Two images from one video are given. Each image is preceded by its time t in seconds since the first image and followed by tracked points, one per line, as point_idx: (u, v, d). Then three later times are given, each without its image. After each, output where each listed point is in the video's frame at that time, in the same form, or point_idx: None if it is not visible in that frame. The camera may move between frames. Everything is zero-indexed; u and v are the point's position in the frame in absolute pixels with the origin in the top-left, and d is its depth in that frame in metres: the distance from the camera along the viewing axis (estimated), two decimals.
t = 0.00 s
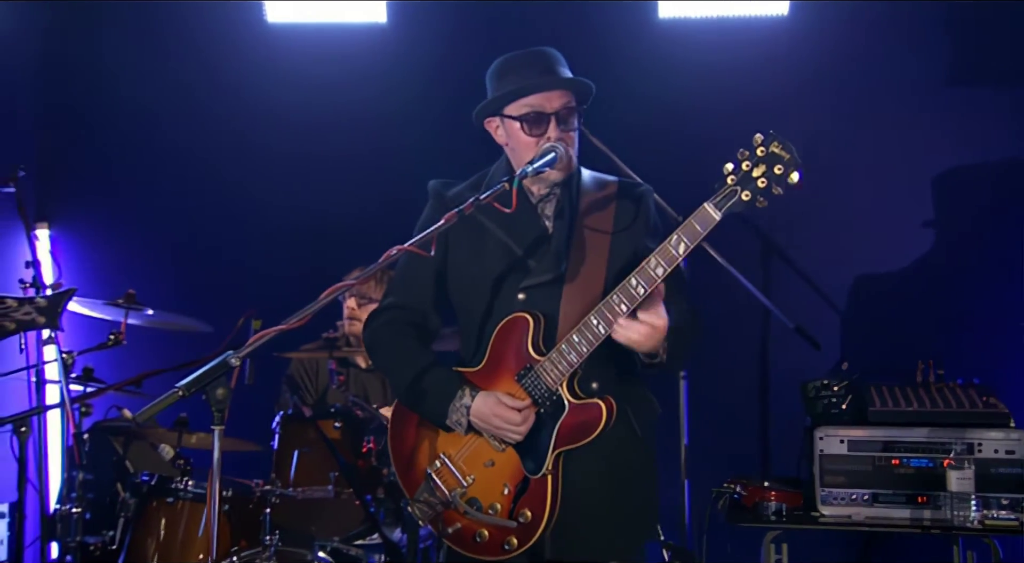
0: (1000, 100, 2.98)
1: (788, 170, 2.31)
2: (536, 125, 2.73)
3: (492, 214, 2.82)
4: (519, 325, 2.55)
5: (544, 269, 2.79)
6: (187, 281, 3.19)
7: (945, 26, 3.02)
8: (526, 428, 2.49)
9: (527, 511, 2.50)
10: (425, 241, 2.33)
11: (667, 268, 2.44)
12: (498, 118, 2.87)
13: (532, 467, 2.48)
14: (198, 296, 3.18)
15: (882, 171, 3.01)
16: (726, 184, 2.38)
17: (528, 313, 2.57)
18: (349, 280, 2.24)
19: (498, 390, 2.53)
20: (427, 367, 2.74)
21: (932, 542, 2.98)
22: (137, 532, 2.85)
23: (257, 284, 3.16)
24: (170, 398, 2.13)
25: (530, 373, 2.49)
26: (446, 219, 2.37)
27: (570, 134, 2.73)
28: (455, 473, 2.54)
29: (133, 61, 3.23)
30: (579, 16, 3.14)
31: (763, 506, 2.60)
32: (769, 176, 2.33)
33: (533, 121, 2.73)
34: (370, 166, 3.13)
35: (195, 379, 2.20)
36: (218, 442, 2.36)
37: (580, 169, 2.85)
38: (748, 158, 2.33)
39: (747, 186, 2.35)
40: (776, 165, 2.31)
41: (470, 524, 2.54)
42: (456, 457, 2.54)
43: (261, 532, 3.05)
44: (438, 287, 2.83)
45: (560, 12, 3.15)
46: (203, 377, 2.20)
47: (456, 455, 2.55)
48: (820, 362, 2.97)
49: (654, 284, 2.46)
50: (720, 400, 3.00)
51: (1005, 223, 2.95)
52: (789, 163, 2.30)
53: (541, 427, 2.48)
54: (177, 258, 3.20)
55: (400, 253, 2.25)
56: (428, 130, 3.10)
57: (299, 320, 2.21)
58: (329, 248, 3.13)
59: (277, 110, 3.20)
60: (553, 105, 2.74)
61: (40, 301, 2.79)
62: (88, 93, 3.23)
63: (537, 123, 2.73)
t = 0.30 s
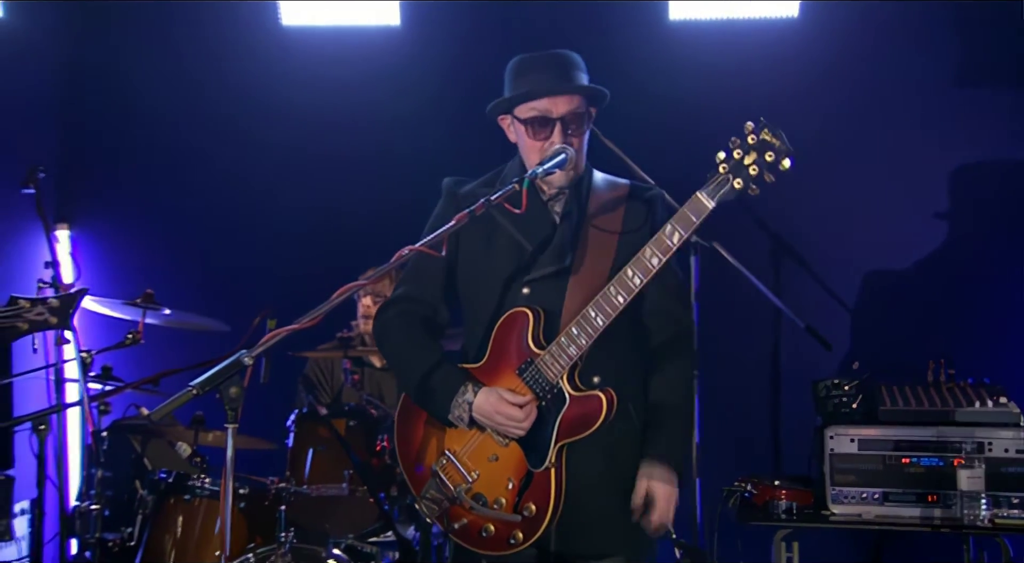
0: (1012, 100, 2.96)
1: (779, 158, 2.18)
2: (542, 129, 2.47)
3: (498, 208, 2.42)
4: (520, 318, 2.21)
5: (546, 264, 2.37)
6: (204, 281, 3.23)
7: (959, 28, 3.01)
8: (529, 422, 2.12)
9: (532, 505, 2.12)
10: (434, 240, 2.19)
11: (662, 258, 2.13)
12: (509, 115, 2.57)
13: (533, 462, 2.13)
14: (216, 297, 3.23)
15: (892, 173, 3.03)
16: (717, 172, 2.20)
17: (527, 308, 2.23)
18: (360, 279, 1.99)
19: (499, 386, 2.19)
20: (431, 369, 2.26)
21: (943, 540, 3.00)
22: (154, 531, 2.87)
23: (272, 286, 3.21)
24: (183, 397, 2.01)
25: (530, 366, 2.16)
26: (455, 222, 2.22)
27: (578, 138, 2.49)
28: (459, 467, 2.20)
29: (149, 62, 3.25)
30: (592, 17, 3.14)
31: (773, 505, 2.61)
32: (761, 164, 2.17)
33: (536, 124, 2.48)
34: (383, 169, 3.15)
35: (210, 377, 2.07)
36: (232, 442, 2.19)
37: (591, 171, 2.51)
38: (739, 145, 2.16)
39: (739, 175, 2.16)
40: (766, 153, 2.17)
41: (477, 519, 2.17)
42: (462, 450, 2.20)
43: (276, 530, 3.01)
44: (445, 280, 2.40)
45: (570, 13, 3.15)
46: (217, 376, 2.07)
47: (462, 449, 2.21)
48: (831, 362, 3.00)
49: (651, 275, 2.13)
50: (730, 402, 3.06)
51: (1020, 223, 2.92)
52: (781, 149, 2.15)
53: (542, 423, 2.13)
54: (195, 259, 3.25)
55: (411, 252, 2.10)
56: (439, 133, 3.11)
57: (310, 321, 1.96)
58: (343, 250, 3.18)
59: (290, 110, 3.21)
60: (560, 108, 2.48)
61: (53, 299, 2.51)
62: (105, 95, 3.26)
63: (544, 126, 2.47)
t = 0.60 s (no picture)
0: None
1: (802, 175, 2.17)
2: (558, 128, 2.51)
3: (514, 211, 2.46)
4: (534, 321, 2.25)
5: (563, 265, 2.42)
6: (224, 281, 3.27)
7: (975, 30, 3.03)
8: (539, 424, 2.17)
9: (538, 506, 2.19)
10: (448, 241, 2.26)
11: (680, 268, 2.16)
12: (528, 115, 2.60)
13: (541, 464, 2.18)
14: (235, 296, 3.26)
15: (907, 174, 3.04)
16: (739, 186, 2.19)
17: (541, 311, 2.27)
18: (376, 280, 2.10)
19: (511, 387, 2.24)
20: (444, 368, 2.33)
21: (958, 540, 3.01)
22: (175, 526, 2.92)
23: (290, 286, 3.24)
24: (202, 395, 2.11)
25: (543, 369, 2.20)
26: (469, 221, 2.20)
27: (594, 138, 2.50)
28: (467, 466, 2.25)
29: (169, 63, 3.28)
30: (609, 18, 3.16)
31: (788, 503, 2.63)
32: (784, 180, 2.15)
33: (553, 123, 2.51)
34: (400, 171, 3.18)
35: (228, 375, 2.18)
36: (248, 440, 2.29)
37: (609, 176, 2.53)
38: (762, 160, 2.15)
39: (761, 189, 2.16)
40: (790, 168, 2.15)
41: (482, 517, 2.24)
42: (471, 449, 2.26)
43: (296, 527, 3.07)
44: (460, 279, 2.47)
45: (587, 14, 3.17)
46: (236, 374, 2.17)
47: (471, 447, 2.26)
48: (846, 362, 3.01)
49: (668, 284, 2.16)
50: (745, 402, 3.08)
51: None
52: (805, 166, 2.14)
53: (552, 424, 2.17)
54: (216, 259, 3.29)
55: (427, 253, 2.17)
56: (454, 134, 3.13)
57: (327, 320, 2.08)
58: (361, 249, 3.21)
59: (309, 111, 3.25)
60: (576, 106, 2.52)
61: (70, 284, 2.65)
62: (128, 95, 3.30)
63: (560, 125, 2.50)
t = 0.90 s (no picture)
0: None
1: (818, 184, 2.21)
2: (573, 131, 2.54)
3: (527, 211, 2.47)
4: (549, 323, 2.29)
5: (576, 270, 2.44)
6: (242, 281, 3.32)
7: (986, 31, 3.04)
8: (552, 424, 2.19)
9: (548, 505, 2.22)
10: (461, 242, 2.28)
11: (694, 273, 2.18)
12: (544, 118, 2.62)
13: (553, 463, 2.21)
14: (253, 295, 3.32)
15: (919, 175, 3.06)
16: (754, 195, 2.24)
17: (555, 312, 2.31)
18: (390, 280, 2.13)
19: (525, 387, 2.27)
20: (457, 368, 2.34)
21: (970, 538, 3.03)
22: (193, 523, 2.96)
23: (308, 286, 3.30)
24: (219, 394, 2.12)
25: (556, 370, 2.23)
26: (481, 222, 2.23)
27: (609, 142, 2.54)
28: (480, 464, 2.28)
29: (187, 66, 3.33)
30: (621, 19, 3.18)
31: (799, 502, 2.65)
32: (798, 189, 2.19)
33: (568, 126, 2.54)
34: (415, 172, 3.21)
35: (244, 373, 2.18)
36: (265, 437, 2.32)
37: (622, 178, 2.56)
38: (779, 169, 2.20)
39: (776, 199, 2.21)
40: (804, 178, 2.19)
41: (493, 514, 2.26)
42: (483, 447, 2.28)
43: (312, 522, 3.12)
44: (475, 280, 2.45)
45: (599, 16, 3.19)
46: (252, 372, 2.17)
47: (483, 446, 2.29)
48: (857, 362, 3.04)
49: (682, 290, 2.18)
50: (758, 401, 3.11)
51: None
52: (820, 176, 2.19)
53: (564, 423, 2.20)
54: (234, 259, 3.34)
55: (439, 253, 2.19)
56: (468, 135, 3.16)
57: (342, 320, 2.10)
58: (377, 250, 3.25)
59: (324, 112, 3.28)
60: (590, 110, 2.55)
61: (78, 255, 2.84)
62: (146, 96, 3.35)
63: (575, 128, 2.54)
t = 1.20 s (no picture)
0: None
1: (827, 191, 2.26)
2: (586, 133, 2.56)
3: (537, 212, 2.50)
4: (563, 324, 2.31)
5: (589, 274, 2.48)
6: (262, 281, 3.38)
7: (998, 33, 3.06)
8: (566, 424, 2.23)
9: (563, 503, 2.26)
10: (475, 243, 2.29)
11: (705, 278, 2.21)
12: (555, 120, 2.66)
13: (568, 462, 2.25)
14: (271, 295, 3.38)
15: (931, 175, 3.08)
16: (764, 200, 2.27)
17: (569, 314, 2.33)
18: (405, 280, 2.14)
19: (539, 387, 2.29)
20: (475, 369, 2.36)
21: (982, 536, 3.06)
22: (213, 519, 3.01)
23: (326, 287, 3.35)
24: (235, 392, 2.13)
25: (570, 372, 2.25)
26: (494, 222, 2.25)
27: (622, 146, 2.56)
28: (497, 463, 2.30)
29: (203, 69, 3.36)
30: (633, 22, 3.20)
31: (812, 499, 2.67)
32: (807, 196, 2.24)
33: (581, 128, 2.56)
34: (430, 172, 3.24)
35: (262, 369, 2.20)
36: (281, 437, 2.37)
37: (631, 178, 2.59)
38: (788, 175, 2.23)
39: (786, 205, 2.24)
40: (813, 185, 2.24)
41: (509, 512, 2.30)
42: (500, 446, 2.31)
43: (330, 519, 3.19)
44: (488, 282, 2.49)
45: (612, 19, 3.21)
46: (270, 369, 2.21)
47: (500, 445, 2.31)
48: (869, 361, 3.07)
49: (693, 294, 2.21)
50: (769, 400, 3.14)
51: None
52: (829, 183, 2.23)
53: (580, 423, 2.23)
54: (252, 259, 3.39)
55: (454, 254, 2.20)
56: (484, 137, 3.19)
57: (357, 320, 2.10)
58: (394, 251, 3.29)
59: (340, 113, 3.32)
60: (605, 113, 2.58)
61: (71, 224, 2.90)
62: (164, 96, 3.38)
63: (588, 130, 2.55)
